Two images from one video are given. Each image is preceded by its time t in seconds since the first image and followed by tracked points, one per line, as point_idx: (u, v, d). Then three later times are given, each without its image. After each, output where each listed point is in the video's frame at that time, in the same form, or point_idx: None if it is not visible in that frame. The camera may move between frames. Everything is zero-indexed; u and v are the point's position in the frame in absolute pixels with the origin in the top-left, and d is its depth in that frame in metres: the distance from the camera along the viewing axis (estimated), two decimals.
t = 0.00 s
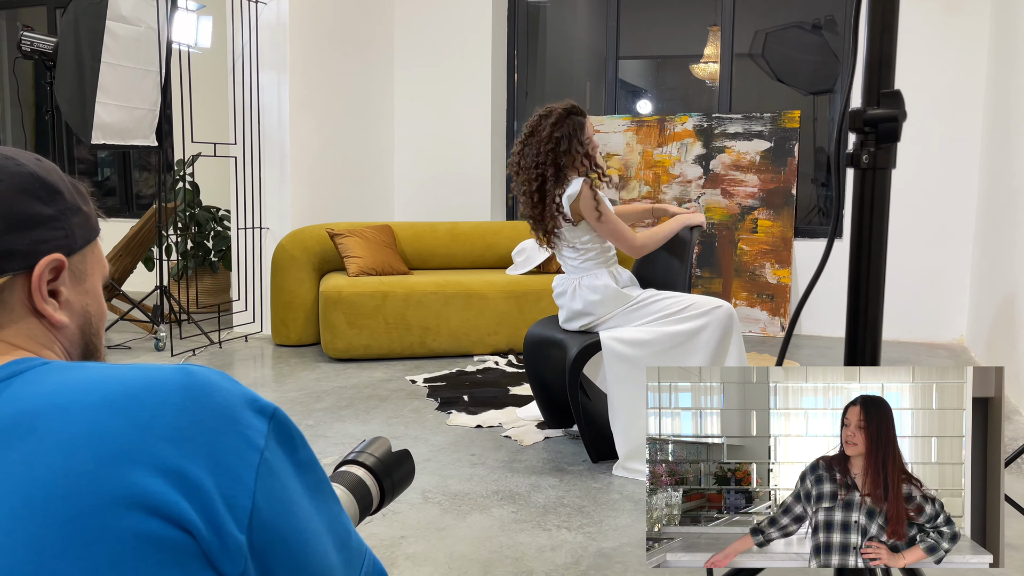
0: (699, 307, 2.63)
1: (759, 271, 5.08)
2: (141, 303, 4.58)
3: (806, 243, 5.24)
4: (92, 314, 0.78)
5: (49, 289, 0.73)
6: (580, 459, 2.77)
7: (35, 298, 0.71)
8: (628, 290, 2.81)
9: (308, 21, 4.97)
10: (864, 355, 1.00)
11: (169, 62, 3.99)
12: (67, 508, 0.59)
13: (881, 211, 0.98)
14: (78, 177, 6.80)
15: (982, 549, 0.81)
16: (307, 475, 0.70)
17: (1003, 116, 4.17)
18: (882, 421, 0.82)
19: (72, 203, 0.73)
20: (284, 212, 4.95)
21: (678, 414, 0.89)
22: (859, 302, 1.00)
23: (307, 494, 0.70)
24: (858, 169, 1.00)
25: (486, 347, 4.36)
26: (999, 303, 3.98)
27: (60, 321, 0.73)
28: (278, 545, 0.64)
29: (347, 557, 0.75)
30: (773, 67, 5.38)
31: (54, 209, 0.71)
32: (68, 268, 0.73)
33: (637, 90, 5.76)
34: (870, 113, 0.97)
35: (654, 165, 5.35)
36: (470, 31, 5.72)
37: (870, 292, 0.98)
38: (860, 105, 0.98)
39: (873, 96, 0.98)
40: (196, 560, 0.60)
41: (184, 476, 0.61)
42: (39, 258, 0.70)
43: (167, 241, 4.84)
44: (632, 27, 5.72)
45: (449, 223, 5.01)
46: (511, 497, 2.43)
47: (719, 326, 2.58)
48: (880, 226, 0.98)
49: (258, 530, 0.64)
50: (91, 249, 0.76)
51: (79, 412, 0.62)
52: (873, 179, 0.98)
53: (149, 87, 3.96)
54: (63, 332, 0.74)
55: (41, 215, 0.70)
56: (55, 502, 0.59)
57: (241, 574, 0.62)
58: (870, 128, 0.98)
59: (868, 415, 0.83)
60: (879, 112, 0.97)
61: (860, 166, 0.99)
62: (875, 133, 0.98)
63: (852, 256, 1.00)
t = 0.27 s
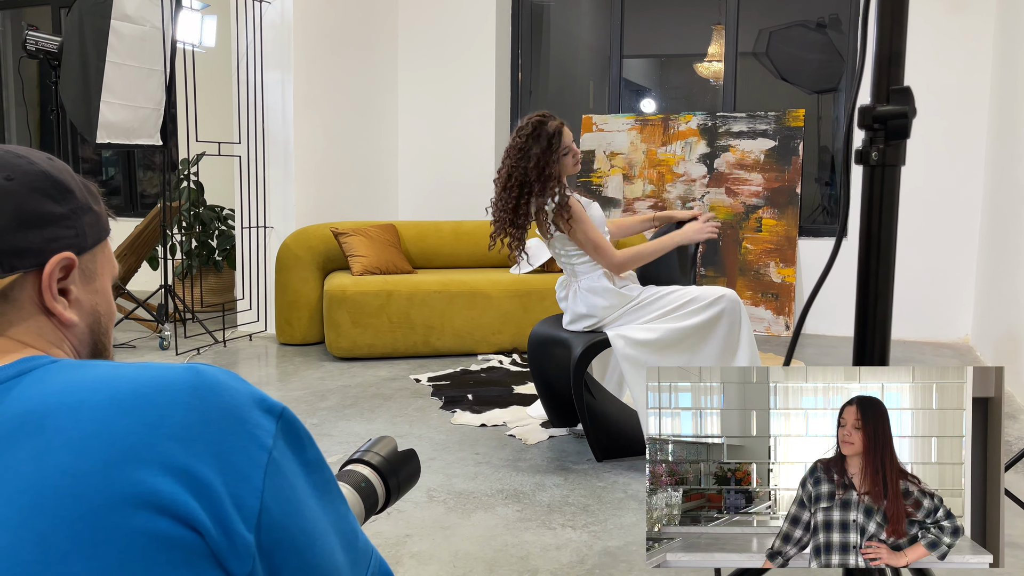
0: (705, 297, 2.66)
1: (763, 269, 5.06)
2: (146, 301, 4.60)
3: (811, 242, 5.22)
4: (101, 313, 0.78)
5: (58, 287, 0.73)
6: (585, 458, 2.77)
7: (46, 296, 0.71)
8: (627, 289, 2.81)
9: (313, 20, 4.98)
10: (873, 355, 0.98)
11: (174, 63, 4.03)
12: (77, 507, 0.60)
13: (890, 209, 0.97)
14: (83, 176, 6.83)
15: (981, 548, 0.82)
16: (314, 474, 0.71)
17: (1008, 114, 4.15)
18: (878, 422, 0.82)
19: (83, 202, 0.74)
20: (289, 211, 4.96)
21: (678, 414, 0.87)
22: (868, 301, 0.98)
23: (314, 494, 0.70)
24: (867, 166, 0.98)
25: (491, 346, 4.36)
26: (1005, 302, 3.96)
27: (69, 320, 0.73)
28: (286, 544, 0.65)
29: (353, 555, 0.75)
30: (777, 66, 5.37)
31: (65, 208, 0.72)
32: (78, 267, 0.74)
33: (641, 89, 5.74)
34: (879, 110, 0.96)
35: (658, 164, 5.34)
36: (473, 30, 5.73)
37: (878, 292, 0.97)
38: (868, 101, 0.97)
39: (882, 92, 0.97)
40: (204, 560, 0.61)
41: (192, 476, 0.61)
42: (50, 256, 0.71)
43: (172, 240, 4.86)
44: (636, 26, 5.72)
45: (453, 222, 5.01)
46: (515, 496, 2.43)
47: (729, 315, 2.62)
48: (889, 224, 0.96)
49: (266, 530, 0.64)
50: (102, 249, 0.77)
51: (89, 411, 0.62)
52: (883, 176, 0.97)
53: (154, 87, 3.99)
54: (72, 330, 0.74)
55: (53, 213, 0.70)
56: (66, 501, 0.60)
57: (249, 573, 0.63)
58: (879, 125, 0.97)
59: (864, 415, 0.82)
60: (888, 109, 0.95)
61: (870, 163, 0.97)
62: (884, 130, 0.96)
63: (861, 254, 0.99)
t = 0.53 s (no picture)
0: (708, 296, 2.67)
1: (767, 269, 5.05)
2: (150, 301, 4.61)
3: (815, 242, 5.21)
4: (102, 312, 0.78)
5: (60, 286, 0.73)
6: (588, 457, 2.77)
7: (46, 294, 0.71)
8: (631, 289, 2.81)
9: (316, 19, 4.98)
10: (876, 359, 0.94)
11: (177, 62, 4.02)
12: (80, 505, 0.60)
13: (895, 208, 0.92)
14: (87, 176, 6.85)
15: (981, 549, 0.77)
16: (314, 471, 0.71)
17: (1013, 114, 4.13)
18: (873, 419, 0.77)
19: (84, 202, 0.74)
20: (292, 210, 4.97)
21: (678, 414, 0.80)
22: (872, 302, 0.94)
23: (314, 490, 0.71)
24: (871, 163, 0.94)
25: (494, 345, 4.36)
26: (1009, 302, 3.95)
27: (71, 318, 0.73)
28: (287, 541, 0.65)
29: (354, 551, 0.75)
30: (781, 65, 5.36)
31: (67, 206, 0.72)
32: (79, 265, 0.74)
33: (644, 88, 5.74)
34: (884, 106, 0.92)
35: (661, 163, 5.33)
36: (477, 30, 5.72)
37: (882, 292, 0.93)
38: (874, 98, 0.93)
39: (887, 89, 0.92)
40: (206, 557, 0.61)
41: (193, 473, 0.61)
42: (51, 254, 0.71)
43: (176, 240, 4.87)
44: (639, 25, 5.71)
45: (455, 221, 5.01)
46: (518, 495, 2.43)
47: (735, 311, 2.65)
48: (893, 223, 0.92)
49: (267, 528, 0.64)
50: (103, 249, 0.77)
51: (90, 408, 0.62)
52: (887, 173, 0.93)
53: (157, 86, 3.99)
54: (74, 329, 0.74)
55: (56, 212, 0.71)
56: (67, 498, 0.60)
57: (251, 570, 0.63)
58: (884, 122, 0.92)
59: (858, 414, 0.78)
60: (893, 106, 0.91)
61: (874, 161, 0.93)
62: (889, 127, 0.92)
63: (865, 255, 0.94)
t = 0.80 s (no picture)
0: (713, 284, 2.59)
1: (769, 268, 5.05)
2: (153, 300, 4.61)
3: (818, 241, 5.20)
4: (99, 310, 0.78)
5: (58, 284, 0.73)
6: (590, 456, 2.77)
7: (45, 291, 0.72)
8: (619, 289, 2.78)
9: (319, 18, 4.98)
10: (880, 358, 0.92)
11: (179, 60, 4.02)
12: (80, 502, 0.60)
13: (899, 207, 0.90)
14: (89, 176, 6.86)
15: (981, 549, 0.77)
16: (313, 465, 0.71)
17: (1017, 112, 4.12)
18: (877, 421, 0.76)
19: (81, 200, 0.74)
20: (294, 210, 4.97)
21: (678, 414, 0.80)
22: (876, 302, 0.92)
23: (314, 485, 0.71)
24: (875, 161, 0.92)
25: (496, 345, 4.36)
26: (1012, 301, 3.94)
27: (69, 316, 0.74)
28: (287, 535, 0.65)
29: (353, 545, 0.76)
30: (783, 64, 5.36)
31: (64, 204, 0.72)
32: (76, 263, 0.74)
33: (646, 88, 5.73)
34: (887, 103, 0.89)
35: (664, 162, 5.32)
36: (479, 29, 5.72)
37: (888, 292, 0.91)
38: (876, 94, 0.90)
39: (890, 87, 0.90)
40: (207, 553, 0.61)
41: (193, 469, 0.61)
42: (49, 252, 0.71)
43: (178, 239, 4.87)
44: (641, 25, 5.71)
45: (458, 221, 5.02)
46: (521, 494, 2.43)
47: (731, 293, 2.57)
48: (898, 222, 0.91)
49: (267, 522, 0.64)
50: (99, 247, 0.77)
51: (89, 406, 0.62)
52: (891, 171, 0.91)
53: (160, 85, 3.99)
54: (72, 326, 0.74)
55: (53, 210, 0.71)
56: (68, 495, 0.60)
57: (252, 565, 0.63)
58: (887, 119, 0.90)
59: (863, 415, 0.77)
60: (896, 103, 0.88)
61: (878, 159, 0.91)
62: (893, 125, 0.89)
63: (869, 253, 0.93)
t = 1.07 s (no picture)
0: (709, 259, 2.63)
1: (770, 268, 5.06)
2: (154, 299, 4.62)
3: (819, 240, 5.19)
4: (96, 305, 0.79)
5: (56, 278, 0.73)
6: (591, 455, 2.77)
7: (44, 285, 0.72)
8: (613, 288, 2.77)
9: (319, 16, 4.98)
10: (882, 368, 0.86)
11: (180, 59, 4.02)
12: (82, 494, 0.60)
13: (903, 205, 0.85)
14: (90, 175, 6.86)
15: (982, 549, 0.72)
16: (312, 455, 0.72)
17: (1018, 112, 4.12)
18: (881, 423, 0.72)
19: (79, 195, 0.75)
20: (295, 209, 4.97)
21: (678, 414, 0.77)
22: (879, 307, 0.86)
23: (313, 473, 0.72)
24: (877, 158, 0.86)
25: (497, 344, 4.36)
26: (1013, 301, 3.95)
27: (67, 311, 0.74)
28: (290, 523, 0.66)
29: (353, 535, 0.76)
30: (784, 64, 5.35)
31: (62, 199, 0.72)
32: (75, 258, 0.74)
33: (647, 87, 5.72)
34: (891, 97, 0.85)
35: (664, 162, 5.32)
36: (480, 29, 5.72)
37: (891, 297, 0.85)
38: (878, 90, 0.86)
39: (893, 82, 0.86)
40: (211, 541, 0.61)
41: (196, 458, 0.61)
42: (48, 246, 0.71)
43: (179, 238, 4.87)
44: (642, 25, 5.70)
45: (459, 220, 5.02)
46: (522, 492, 2.43)
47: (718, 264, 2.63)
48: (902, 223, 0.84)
49: (269, 510, 0.65)
50: (96, 243, 0.77)
51: (90, 398, 0.62)
52: (894, 168, 0.85)
53: (161, 85, 3.99)
54: (70, 321, 0.75)
55: (52, 205, 0.71)
56: (70, 486, 0.60)
57: (255, 554, 0.63)
58: (890, 115, 0.86)
59: (869, 416, 0.73)
60: (900, 97, 0.84)
61: (880, 154, 0.85)
62: (896, 120, 0.85)
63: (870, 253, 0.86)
